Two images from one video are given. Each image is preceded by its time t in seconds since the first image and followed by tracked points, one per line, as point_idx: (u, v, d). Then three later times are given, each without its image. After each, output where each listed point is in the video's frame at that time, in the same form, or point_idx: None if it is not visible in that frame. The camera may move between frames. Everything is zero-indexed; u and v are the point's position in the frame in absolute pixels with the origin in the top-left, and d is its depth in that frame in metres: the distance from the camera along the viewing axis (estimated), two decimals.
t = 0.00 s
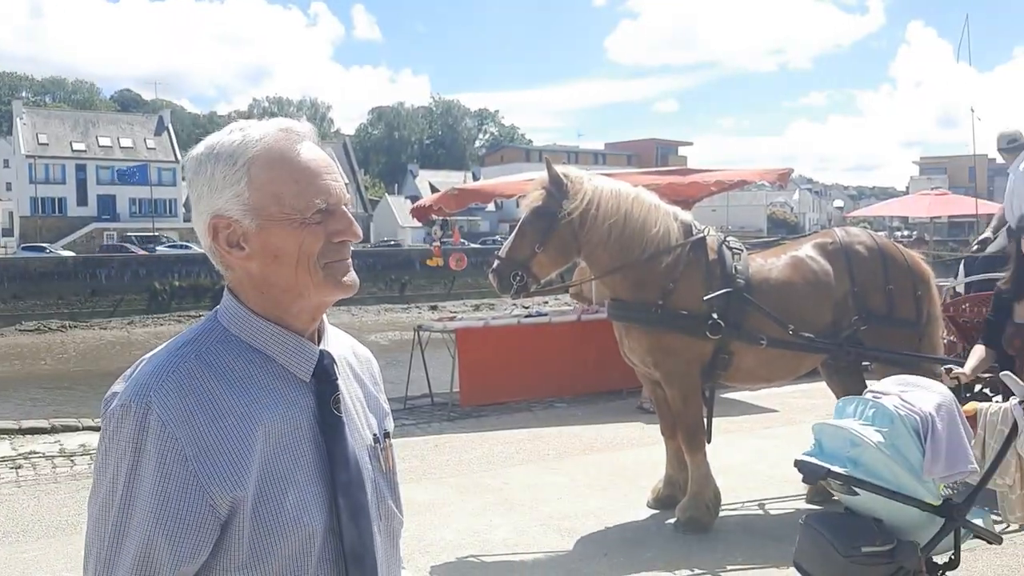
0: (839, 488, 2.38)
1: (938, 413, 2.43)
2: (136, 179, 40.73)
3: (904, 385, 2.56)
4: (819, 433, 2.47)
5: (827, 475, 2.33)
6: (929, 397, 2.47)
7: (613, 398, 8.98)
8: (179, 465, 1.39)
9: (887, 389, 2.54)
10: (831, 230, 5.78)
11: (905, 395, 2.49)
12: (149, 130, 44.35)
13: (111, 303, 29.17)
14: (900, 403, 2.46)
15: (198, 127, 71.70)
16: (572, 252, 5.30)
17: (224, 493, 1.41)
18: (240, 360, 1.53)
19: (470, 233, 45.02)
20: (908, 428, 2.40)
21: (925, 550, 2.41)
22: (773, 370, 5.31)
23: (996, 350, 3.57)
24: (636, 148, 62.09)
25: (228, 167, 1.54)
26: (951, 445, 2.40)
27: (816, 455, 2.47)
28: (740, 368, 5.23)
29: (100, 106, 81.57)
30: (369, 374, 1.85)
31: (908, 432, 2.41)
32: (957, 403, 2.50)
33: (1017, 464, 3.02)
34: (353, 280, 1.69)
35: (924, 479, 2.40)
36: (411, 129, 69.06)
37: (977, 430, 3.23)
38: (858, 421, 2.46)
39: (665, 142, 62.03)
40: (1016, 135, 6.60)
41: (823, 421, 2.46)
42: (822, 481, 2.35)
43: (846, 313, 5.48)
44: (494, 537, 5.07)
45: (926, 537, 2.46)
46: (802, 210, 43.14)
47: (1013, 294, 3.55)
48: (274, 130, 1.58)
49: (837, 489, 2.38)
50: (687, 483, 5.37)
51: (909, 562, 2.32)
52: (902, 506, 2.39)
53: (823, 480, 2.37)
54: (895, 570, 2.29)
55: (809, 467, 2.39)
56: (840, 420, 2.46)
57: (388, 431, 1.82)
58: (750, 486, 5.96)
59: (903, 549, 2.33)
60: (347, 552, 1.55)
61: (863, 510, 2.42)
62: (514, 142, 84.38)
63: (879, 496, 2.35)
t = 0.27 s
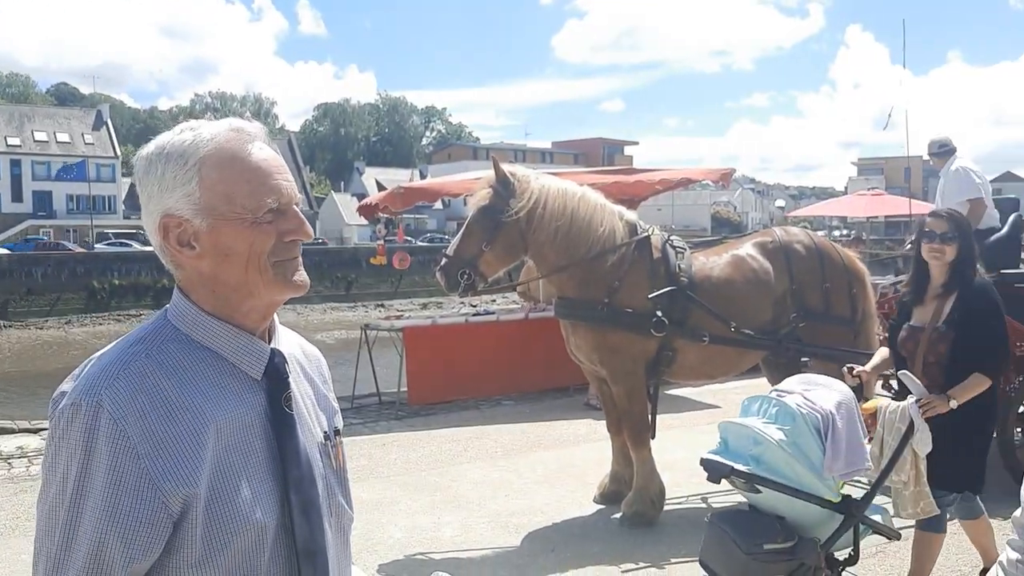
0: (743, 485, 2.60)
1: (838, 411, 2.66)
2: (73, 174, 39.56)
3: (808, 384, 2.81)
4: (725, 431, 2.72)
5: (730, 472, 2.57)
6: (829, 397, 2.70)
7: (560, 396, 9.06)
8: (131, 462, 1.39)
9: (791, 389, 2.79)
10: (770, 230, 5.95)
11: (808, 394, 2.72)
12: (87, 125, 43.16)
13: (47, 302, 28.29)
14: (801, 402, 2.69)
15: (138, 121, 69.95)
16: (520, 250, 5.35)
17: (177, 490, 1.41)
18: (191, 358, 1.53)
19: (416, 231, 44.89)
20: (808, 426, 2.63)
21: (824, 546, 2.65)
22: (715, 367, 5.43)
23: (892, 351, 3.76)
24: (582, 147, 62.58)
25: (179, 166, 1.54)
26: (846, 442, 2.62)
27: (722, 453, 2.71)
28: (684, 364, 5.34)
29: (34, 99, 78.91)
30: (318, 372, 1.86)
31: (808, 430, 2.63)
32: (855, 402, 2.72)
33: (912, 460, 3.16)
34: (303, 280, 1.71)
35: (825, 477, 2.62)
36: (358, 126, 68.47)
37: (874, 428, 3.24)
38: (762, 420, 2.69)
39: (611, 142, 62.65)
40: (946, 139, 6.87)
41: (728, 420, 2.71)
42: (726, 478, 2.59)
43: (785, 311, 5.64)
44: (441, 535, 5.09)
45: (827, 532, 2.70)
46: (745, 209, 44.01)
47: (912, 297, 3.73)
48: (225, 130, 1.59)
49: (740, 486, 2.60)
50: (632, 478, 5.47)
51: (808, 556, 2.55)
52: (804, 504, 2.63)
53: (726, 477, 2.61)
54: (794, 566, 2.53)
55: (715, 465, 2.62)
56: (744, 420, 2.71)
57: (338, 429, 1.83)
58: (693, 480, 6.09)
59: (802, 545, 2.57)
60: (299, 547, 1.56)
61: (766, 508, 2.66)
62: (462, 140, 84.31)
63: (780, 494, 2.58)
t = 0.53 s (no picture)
0: (659, 486, 2.71)
1: (753, 412, 2.78)
2: (22, 169, 38.62)
3: (724, 385, 2.92)
4: (644, 432, 2.81)
5: (648, 473, 2.65)
6: (744, 397, 2.82)
7: (518, 393, 9.14)
8: (90, 459, 1.41)
9: (708, 389, 2.89)
10: (724, 229, 6.07)
11: (724, 395, 2.83)
12: (37, 119, 42.14)
13: None
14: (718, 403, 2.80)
15: (89, 116, 68.45)
16: (478, 249, 5.40)
17: (136, 486, 1.43)
18: (150, 357, 1.55)
19: (375, 229, 44.67)
20: (723, 427, 2.75)
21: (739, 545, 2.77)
22: (670, 364, 5.53)
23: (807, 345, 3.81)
24: (542, 146, 62.82)
25: (139, 167, 1.56)
26: (760, 442, 2.75)
27: (640, 454, 2.80)
28: (640, 362, 5.43)
29: None
30: (277, 369, 1.89)
31: (725, 431, 2.75)
32: (769, 402, 2.86)
33: (826, 458, 3.31)
34: (262, 280, 1.73)
35: (740, 477, 2.74)
36: (316, 123, 67.87)
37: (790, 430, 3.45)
38: (679, 420, 2.79)
39: (570, 141, 62.94)
40: (888, 143, 7.09)
41: (647, 422, 2.80)
42: (644, 479, 2.67)
43: (739, 309, 5.77)
44: (400, 533, 5.12)
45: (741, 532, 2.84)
46: (701, 209, 44.57)
47: (831, 291, 3.75)
48: (184, 131, 1.61)
49: (657, 487, 2.71)
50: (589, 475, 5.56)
51: (723, 556, 2.66)
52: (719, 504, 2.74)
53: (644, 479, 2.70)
54: (710, 566, 2.63)
55: (633, 466, 2.70)
56: (662, 420, 2.80)
57: (297, 426, 1.86)
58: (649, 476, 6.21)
59: (718, 547, 2.68)
60: (257, 543, 1.59)
61: (682, 507, 2.76)
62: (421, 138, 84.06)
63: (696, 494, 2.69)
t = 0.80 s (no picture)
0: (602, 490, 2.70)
1: (697, 415, 2.75)
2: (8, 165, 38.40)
3: (672, 387, 2.89)
4: (587, 436, 2.81)
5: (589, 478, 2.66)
6: (690, 400, 2.78)
7: (505, 391, 9.17)
8: (71, 451, 1.43)
9: (655, 391, 2.86)
10: (709, 228, 6.13)
11: (670, 398, 2.80)
12: (23, 114, 41.89)
13: None
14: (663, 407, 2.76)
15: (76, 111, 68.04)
16: (464, 246, 5.43)
17: (118, 478, 1.46)
18: (132, 351, 1.57)
19: (363, 226, 44.66)
20: (667, 431, 2.71)
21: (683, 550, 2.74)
22: (655, 361, 5.57)
23: (762, 345, 3.80)
24: (531, 144, 62.95)
25: (123, 166, 1.59)
26: (704, 445, 2.71)
27: (584, 457, 2.80)
28: (624, 359, 5.47)
29: None
30: (259, 364, 1.91)
31: (667, 434, 2.71)
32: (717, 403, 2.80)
33: (779, 461, 3.39)
34: (244, 279, 1.75)
35: (684, 481, 2.71)
36: (305, 119, 67.70)
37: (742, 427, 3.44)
38: (622, 423, 2.77)
39: (559, 139, 62.99)
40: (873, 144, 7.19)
41: (590, 426, 2.79)
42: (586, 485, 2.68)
43: (723, 308, 5.83)
44: (386, 529, 5.15)
45: (687, 535, 2.79)
46: (689, 207, 44.71)
47: (785, 292, 3.73)
48: (167, 131, 1.63)
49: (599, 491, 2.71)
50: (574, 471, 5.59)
51: (664, 562, 2.66)
52: (663, 509, 2.71)
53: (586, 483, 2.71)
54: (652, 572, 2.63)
55: (575, 471, 2.72)
56: (605, 424, 2.79)
57: (278, 420, 1.88)
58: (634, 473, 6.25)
59: (659, 552, 2.67)
60: (238, 535, 1.62)
61: (626, 512, 2.75)
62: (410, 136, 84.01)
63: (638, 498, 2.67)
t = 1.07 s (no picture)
0: (541, 488, 3.08)
1: (633, 414, 3.21)
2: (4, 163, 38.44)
3: (613, 387, 3.36)
4: (528, 436, 3.20)
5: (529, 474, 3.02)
6: (628, 401, 3.25)
7: (495, 387, 9.32)
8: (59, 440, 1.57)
9: (595, 393, 3.32)
10: (692, 228, 6.28)
11: (610, 398, 3.26)
12: (19, 112, 41.94)
13: None
14: (601, 407, 3.21)
15: (72, 109, 68.10)
16: (453, 246, 5.57)
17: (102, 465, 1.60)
18: (119, 347, 1.70)
19: (360, 225, 44.80)
20: (603, 429, 3.16)
21: (619, 548, 3.13)
22: (640, 356, 5.69)
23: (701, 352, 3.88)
24: (527, 143, 63.17)
25: (106, 173, 1.72)
26: (639, 444, 3.16)
27: (524, 456, 3.18)
28: (610, 355, 5.60)
29: None
30: (243, 358, 2.05)
31: (604, 433, 3.15)
32: (649, 406, 3.27)
33: (717, 460, 3.50)
34: (222, 281, 1.87)
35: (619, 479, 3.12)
36: (301, 118, 67.80)
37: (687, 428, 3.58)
38: (563, 424, 3.20)
39: (554, 138, 63.14)
40: (856, 145, 7.35)
41: (531, 427, 3.19)
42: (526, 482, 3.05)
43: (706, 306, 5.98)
44: (377, 520, 5.29)
45: (623, 532, 3.22)
46: (684, 206, 44.92)
47: (721, 296, 3.80)
48: (152, 141, 1.76)
49: (539, 489, 3.08)
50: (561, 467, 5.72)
51: (599, 560, 3.04)
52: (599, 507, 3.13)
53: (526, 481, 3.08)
54: (589, 569, 3.01)
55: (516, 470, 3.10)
56: (547, 425, 3.19)
57: (262, 411, 2.01)
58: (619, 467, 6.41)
59: (596, 551, 3.06)
60: (218, 518, 1.75)
61: (566, 509, 3.15)
62: (407, 135, 84.16)
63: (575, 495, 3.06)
